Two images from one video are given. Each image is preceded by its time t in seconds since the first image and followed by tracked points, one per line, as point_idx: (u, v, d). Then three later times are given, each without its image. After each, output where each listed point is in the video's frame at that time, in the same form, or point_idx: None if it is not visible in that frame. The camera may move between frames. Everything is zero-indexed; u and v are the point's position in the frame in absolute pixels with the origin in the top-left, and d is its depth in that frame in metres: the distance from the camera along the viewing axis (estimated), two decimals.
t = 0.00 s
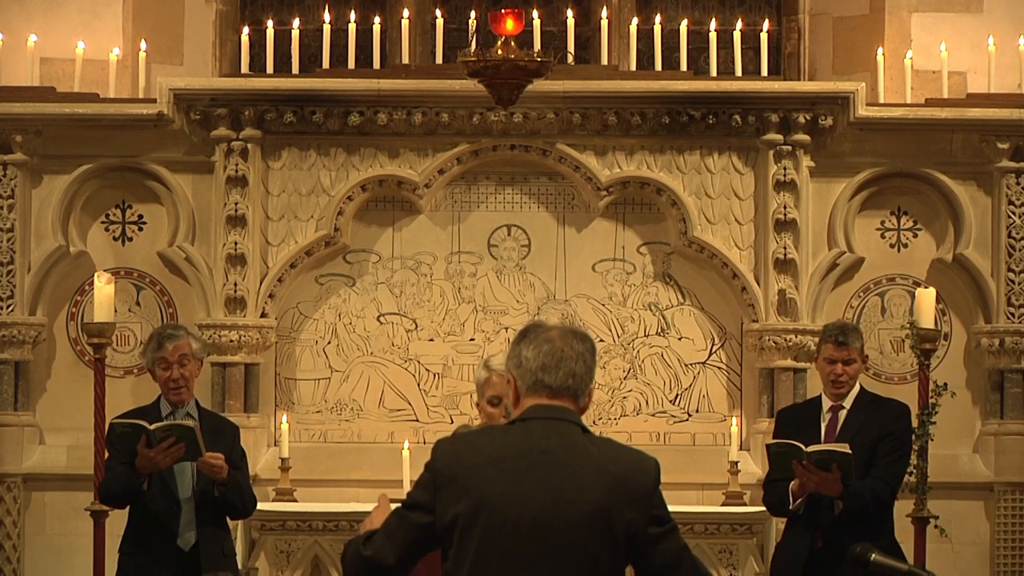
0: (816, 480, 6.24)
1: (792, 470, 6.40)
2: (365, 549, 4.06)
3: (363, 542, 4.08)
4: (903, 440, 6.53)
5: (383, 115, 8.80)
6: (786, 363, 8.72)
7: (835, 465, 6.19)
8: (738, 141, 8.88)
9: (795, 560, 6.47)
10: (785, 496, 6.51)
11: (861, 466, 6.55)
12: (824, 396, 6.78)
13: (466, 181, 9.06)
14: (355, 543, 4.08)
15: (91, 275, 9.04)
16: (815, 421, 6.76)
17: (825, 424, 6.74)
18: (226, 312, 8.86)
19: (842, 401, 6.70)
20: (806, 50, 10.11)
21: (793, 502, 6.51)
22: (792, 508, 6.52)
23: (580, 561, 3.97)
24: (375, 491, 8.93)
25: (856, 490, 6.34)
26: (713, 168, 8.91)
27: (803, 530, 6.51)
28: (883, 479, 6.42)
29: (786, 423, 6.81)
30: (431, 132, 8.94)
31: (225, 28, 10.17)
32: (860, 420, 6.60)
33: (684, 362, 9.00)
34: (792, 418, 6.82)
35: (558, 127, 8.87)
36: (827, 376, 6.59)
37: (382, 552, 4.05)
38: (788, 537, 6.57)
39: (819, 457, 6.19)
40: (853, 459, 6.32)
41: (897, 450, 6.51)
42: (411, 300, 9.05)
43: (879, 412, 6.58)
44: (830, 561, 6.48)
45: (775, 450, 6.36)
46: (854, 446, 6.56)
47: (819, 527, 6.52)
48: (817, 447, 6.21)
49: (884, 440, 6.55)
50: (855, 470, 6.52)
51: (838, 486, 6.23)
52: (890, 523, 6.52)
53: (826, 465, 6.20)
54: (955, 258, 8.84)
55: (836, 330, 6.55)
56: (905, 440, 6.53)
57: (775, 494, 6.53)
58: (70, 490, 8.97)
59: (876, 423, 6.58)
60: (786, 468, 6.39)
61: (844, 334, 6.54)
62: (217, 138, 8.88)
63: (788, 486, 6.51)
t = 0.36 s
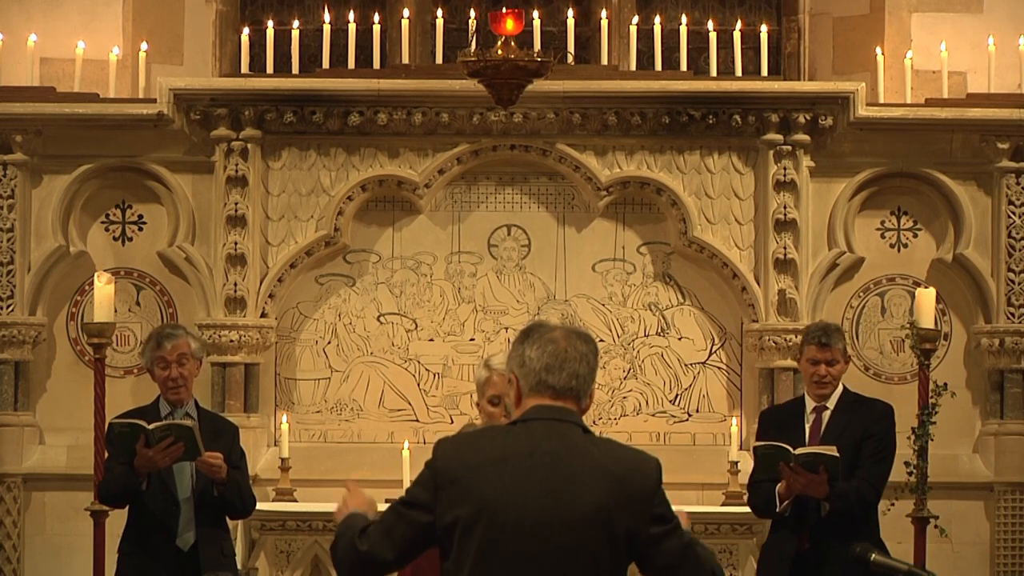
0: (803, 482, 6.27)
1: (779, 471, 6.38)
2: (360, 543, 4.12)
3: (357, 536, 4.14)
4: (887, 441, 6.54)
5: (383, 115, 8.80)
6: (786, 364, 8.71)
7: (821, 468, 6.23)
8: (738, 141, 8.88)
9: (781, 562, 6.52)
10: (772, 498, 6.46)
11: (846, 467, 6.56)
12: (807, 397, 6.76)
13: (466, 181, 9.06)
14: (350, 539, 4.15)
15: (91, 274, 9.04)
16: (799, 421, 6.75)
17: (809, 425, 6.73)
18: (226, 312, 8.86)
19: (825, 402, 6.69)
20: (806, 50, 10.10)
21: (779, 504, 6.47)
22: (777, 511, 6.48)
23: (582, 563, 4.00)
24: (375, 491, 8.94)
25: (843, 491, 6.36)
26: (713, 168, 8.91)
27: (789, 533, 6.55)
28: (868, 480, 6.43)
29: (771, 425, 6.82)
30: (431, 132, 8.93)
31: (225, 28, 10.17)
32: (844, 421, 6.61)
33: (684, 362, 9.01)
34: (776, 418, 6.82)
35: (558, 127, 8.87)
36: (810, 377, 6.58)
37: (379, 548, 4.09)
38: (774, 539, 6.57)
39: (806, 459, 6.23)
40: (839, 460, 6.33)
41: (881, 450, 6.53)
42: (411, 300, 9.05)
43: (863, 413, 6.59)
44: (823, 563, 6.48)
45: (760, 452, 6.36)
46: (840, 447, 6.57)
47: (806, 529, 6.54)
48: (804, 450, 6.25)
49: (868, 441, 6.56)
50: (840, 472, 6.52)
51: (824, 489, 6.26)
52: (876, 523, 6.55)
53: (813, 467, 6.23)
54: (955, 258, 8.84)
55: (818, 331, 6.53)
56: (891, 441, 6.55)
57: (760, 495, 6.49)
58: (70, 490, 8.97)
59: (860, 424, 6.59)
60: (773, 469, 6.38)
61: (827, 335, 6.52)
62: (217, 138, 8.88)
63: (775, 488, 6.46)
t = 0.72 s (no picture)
0: (793, 481, 6.23)
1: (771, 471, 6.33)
2: (355, 538, 4.05)
3: (352, 530, 4.07)
4: (876, 440, 6.58)
5: (383, 115, 8.80)
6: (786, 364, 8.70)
7: (812, 466, 6.17)
8: (738, 141, 8.88)
9: (773, 563, 6.51)
10: (762, 499, 6.47)
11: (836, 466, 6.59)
12: (796, 398, 6.76)
13: (467, 181, 9.06)
14: (344, 530, 4.07)
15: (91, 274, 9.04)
16: (787, 421, 6.74)
17: (797, 425, 6.73)
18: (226, 312, 8.86)
19: (814, 402, 6.69)
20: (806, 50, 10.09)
21: (771, 505, 6.47)
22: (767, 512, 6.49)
23: (583, 563, 3.98)
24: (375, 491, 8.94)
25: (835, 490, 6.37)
26: (713, 168, 8.91)
27: (779, 534, 6.55)
28: (859, 479, 6.46)
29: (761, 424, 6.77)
30: (431, 132, 8.94)
31: (225, 28, 10.15)
32: (833, 421, 6.63)
33: (684, 362, 9.01)
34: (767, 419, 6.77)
35: (558, 127, 8.87)
36: (800, 378, 6.58)
37: (374, 546, 4.04)
38: (765, 540, 6.59)
39: (797, 459, 6.16)
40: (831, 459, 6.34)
41: (871, 450, 6.56)
42: (411, 300, 9.05)
43: (853, 412, 6.62)
44: (821, 563, 6.47)
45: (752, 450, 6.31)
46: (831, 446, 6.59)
47: (797, 529, 6.54)
48: (795, 449, 6.18)
49: (858, 440, 6.59)
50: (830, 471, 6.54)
51: (815, 487, 6.22)
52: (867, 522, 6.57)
53: (804, 466, 6.18)
54: (955, 258, 8.84)
55: (807, 331, 6.52)
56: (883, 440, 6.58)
57: (750, 498, 6.50)
58: (70, 490, 8.97)
59: (849, 423, 6.61)
60: (765, 468, 6.32)
61: (816, 336, 6.51)
62: (217, 138, 8.88)
63: (765, 490, 6.48)
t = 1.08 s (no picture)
0: (791, 480, 6.26)
1: (767, 471, 6.35)
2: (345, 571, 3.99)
3: (341, 564, 4.01)
4: (872, 440, 6.58)
5: (383, 115, 8.80)
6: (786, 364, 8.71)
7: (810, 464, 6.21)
8: (738, 141, 8.88)
9: (772, 562, 6.46)
10: (759, 499, 6.47)
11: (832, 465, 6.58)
12: (790, 398, 6.76)
13: (467, 181, 9.06)
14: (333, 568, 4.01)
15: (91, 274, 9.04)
16: (782, 422, 6.73)
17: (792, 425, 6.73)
18: (226, 312, 8.86)
19: (809, 403, 6.70)
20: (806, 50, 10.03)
21: (768, 505, 6.47)
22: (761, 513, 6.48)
23: None
24: (376, 491, 8.94)
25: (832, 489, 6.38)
26: (713, 168, 8.91)
27: (777, 533, 6.50)
28: (855, 478, 6.46)
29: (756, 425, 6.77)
30: (431, 132, 8.94)
31: (225, 28, 10.13)
32: (828, 421, 6.63)
33: (684, 362, 9.00)
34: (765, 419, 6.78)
35: (558, 127, 8.87)
36: (795, 377, 6.57)
37: None
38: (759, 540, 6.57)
39: (796, 457, 6.20)
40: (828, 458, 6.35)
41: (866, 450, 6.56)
42: (411, 300, 9.05)
43: (849, 412, 6.62)
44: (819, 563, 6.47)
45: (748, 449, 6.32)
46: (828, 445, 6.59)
47: (794, 530, 6.53)
48: (794, 447, 6.22)
49: (853, 440, 6.60)
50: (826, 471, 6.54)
51: (812, 486, 6.25)
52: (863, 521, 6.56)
53: (802, 465, 6.22)
54: (955, 258, 8.84)
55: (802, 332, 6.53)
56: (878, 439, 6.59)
57: (746, 498, 6.49)
58: (70, 490, 8.98)
59: (844, 424, 6.62)
60: (760, 468, 6.33)
61: (811, 336, 6.52)
62: (217, 138, 8.88)
63: (762, 490, 6.48)
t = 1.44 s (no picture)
0: (795, 479, 6.23)
1: (771, 471, 6.31)
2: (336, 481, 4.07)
3: (332, 464, 4.09)
4: (872, 440, 6.58)
5: (383, 115, 8.80)
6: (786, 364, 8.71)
7: (816, 464, 6.18)
8: (738, 142, 8.88)
9: (772, 563, 6.51)
10: (762, 499, 6.48)
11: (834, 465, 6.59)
12: (790, 398, 6.77)
13: (467, 181, 9.06)
14: (323, 477, 4.08)
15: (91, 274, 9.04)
16: (783, 421, 6.74)
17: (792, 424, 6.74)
18: (226, 312, 8.87)
19: (810, 403, 6.71)
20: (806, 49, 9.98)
21: (770, 505, 6.48)
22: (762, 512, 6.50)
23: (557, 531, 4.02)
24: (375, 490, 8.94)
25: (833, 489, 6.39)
26: (713, 168, 8.91)
27: (778, 533, 6.54)
28: (856, 478, 6.46)
29: (755, 423, 6.77)
30: (430, 132, 8.94)
31: (225, 27, 10.11)
32: (830, 420, 6.64)
33: (684, 362, 9.00)
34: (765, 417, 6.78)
35: (558, 127, 8.87)
36: (795, 378, 6.60)
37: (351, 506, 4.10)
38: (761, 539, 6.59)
39: (801, 457, 6.18)
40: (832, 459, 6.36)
41: (868, 449, 6.56)
42: (411, 300, 9.05)
43: (849, 414, 6.62)
44: (821, 563, 6.48)
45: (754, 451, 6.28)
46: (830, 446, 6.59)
47: (795, 529, 6.54)
48: (799, 447, 6.19)
49: (853, 441, 6.60)
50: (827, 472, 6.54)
51: (817, 485, 6.25)
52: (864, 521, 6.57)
53: (807, 465, 6.19)
54: (955, 258, 8.84)
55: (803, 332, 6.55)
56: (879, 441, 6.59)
57: (748, 498, 6.50)
58: (70, 490, 8.98)
59: (845, 425, 6.62)
60: (764, 468, 6.30)
61: (812, 336, 6.55)
62: (217, 138, 8.88)
63: (765, 489, 6.48)
